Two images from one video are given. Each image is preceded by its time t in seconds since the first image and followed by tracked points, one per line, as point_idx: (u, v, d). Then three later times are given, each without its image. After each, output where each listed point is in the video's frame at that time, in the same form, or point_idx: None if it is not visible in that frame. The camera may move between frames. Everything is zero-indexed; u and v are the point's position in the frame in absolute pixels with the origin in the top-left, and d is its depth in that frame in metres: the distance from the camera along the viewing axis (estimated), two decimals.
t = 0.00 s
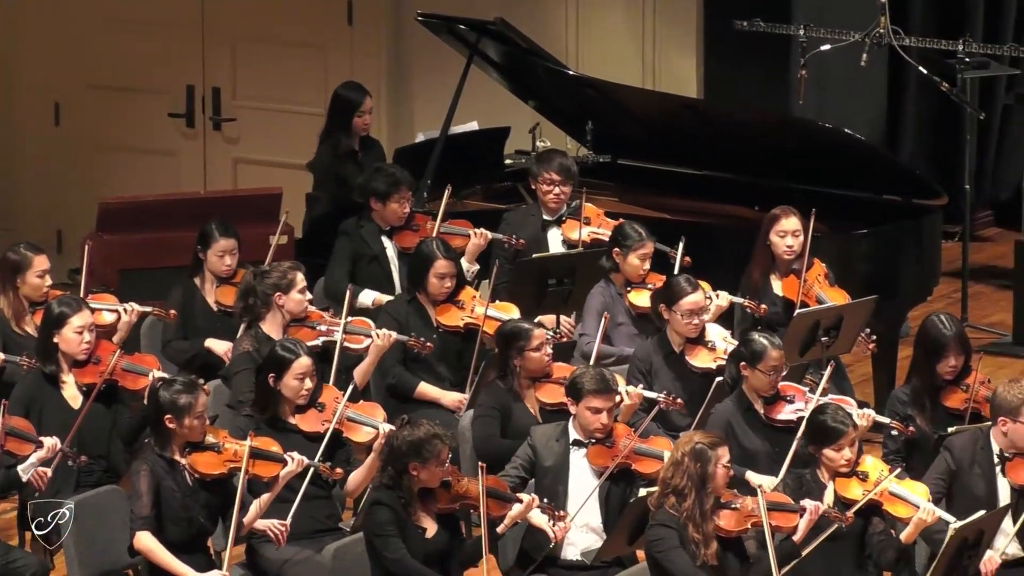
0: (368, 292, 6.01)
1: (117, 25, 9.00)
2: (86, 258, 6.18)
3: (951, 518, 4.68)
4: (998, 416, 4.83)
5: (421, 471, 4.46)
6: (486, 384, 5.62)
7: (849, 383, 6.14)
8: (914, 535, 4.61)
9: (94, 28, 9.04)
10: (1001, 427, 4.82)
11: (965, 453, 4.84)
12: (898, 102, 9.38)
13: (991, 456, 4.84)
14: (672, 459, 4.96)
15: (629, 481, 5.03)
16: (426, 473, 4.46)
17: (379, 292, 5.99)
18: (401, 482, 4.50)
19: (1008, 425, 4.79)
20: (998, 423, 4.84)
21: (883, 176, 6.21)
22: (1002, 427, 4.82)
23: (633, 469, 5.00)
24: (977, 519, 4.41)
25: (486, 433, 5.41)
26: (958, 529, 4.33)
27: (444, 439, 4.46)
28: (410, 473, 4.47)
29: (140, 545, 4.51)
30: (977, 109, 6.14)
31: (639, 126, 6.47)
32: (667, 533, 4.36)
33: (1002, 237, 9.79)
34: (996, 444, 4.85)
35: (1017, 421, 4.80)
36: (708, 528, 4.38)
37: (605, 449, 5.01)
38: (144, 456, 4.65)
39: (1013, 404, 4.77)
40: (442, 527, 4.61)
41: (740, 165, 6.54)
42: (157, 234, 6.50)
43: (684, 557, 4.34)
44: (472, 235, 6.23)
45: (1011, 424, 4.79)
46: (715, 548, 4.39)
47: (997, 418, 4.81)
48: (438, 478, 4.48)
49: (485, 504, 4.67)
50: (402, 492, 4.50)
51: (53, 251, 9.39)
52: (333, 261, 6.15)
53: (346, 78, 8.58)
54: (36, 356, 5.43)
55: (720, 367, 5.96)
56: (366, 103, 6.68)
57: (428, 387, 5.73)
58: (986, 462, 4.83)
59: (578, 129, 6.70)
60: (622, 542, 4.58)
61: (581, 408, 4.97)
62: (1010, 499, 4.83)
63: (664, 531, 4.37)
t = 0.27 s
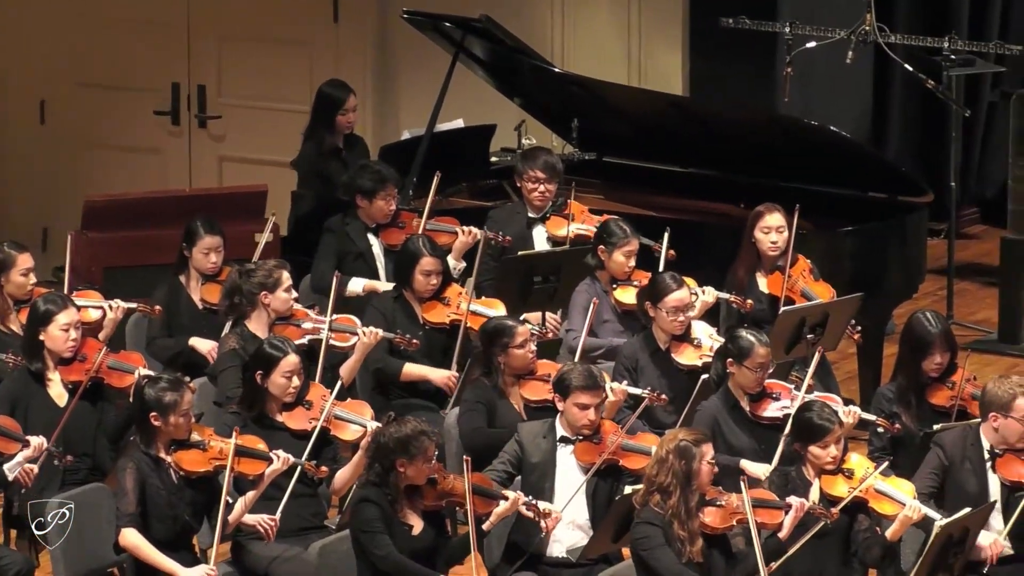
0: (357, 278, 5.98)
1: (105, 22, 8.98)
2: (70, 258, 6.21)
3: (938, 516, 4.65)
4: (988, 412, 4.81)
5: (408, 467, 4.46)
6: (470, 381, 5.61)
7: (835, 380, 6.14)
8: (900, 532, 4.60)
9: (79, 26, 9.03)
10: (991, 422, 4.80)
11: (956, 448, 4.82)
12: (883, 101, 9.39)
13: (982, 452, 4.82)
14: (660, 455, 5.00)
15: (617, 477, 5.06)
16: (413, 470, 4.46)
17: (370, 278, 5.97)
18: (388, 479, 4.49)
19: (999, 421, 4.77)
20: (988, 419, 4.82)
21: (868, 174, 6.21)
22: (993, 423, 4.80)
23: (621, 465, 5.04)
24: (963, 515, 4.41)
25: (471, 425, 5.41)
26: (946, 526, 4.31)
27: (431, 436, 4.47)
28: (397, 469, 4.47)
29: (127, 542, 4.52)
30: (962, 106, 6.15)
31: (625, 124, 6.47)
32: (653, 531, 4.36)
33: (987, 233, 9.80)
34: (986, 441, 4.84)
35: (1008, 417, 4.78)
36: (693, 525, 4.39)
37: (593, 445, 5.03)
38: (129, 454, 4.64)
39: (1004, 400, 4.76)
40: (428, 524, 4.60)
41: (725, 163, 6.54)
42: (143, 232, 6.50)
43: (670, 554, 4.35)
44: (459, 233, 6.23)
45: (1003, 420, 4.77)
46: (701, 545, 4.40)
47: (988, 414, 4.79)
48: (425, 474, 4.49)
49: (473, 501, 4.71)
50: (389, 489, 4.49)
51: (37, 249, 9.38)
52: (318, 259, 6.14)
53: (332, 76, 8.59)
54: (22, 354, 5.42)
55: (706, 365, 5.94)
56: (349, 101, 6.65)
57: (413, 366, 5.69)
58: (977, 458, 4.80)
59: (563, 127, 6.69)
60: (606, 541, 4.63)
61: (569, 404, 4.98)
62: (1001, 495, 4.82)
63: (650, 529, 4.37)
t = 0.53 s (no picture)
0: (344, 272, 5.95)
1: (92, 19, 8.97)
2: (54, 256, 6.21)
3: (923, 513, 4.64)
4: (973, 408, 4.83)
5: (393, 464, 4.46)
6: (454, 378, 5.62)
7: (819, 378, 6.15)
8: (884, 529, 4.58)
9: (63, 24, 9.01)
10: (977, 418, 4.82)
11: (943, 444, 4.80)
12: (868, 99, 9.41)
13: (968, 449, 4.82)
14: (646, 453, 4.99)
15: (603, 474, 5.06)
16: (398, 466, 4.47)
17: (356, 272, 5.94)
18: (373, 477, 4.48)
19: (984, 415, 4.79)
20: (974, 415, 4.83)
21: (852, 172, 6.22)
22: (979, 418, 4.82)
23: (607, 462, 5.03)
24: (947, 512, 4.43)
25: (457, 422, 5.42)
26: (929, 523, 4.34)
27: (416, 433, 4.47)
28: (382, 467, 4.47)
29: (111, 538, 4.49)
30: (946, 104, 6.15)
31: (608, 121, 6.47)
32: (636, 529, 4.36)
33: (970, 231, 9.81)
34: (972, 437, 4.84)
35: (994, 413, 4.80)
36: (677, 522, 4.39)
37: (578, 442, 5.04)
38: (114, 452, 4.64)
39: (988, 394, 4.77)
40: (412, 521, 4.61)
41: (709, 161, 6.54)
42: (128, 230, 6.50)
43: (655, 551, 4.35)
44: (443, 230, 6.22)
45: (988, 415, 4.79)
46: (685, 543, 4.41)
47: (974, 410, 4.80)
48: (410, 471, 4.49)
49: (456, 498, 4.69)
50: (373, 487, 4.49)
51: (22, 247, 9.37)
52: (304, 257, 6.13)
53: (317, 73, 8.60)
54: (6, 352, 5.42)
55: (690, 362, 5.94)
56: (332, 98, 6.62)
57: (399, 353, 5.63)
58: (965, 454, 4.80)
59: (548, 125, 6.68)
60: (591, 539, 4.64)
61: (555, 401, 5.01)
62: (988, 491, 4.82)
63: (633, 526, 4.37)
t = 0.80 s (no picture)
0: (329, 268, 5.98)
1: (77, 17, 8.96)
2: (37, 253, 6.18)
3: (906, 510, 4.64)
4: (955, 404, 4.84)
5: (377, 461, 4.46)
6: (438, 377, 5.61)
7: (803, 375, 6.15)
8: (868, 526, 4.61)
9: (47, 23, 9.01)
10: (960, 413, 4.84)
11: (928, 442, 4.82)
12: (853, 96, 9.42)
13: (951, 445, 4.84)
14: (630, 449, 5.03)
15: (587, 472, 5.06)
16: (381, 464, 4.46)
17: (340, 269, 5.95)
18: (357, 474, 4.48)
19: (967, 411, 4.80)
20: (956, 411, 4.85)
21: (836, 170, 6.22)
22: (961, 414, 4.83)
23: (592, 459, 5.07)
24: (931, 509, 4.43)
25: (441, 420, 5.41)
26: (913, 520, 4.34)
27: (399, 430, 4.47)
28: (365, 464, 4.47)
29: (94, 536, 4.49)
30: (929, 101, 6.15)
31: (592, 119, 6.47)
32: (619, 526, 4.36)
33: (955, 228, 9.82)
34: (955, 433, 4.86)
35: (975, 408, 4.82)
36: (660, 519, 4.39)
37: (563, 440, 5.07)
38: (97, 450, 4.62)
39: (971, 390, 4.79)
40: (396, 518, 4.60)
41: (693, 158, 6.54)
42: (112, 227, 6.51)
43: (638, 548, 4.35)
44: (427, 228, 6.18)
45: (971, 411, 4.81)
46: (668, 540, 4.41)
47: (956, 406, 4.82)
48: (393, 468, 4.49)
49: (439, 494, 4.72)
50: (357, 485, 4.49)
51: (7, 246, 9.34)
52: (288, 252, 6.10)
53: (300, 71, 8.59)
54: None
55: (674, 359, 5.91)
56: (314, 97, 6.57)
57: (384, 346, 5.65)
58: (949, 450, 4.82)
59: (532, 122, 6.65)
60: (575, 536, 4.58)
61: (540, 398, 5.00)
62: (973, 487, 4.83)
63: (616, 523, 4.37)
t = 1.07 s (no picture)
0: (310, 264, 5.98)
1: (61, 15, 8.94)
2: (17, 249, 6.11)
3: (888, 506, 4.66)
4: (926, 403, 4.86)
5: (358, 458, 4.46)
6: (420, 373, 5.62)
7: (785, 373, 6.15)
8: (851, 523, 4.62)
9: (28, 20, 8.99)
10: (933, 412, 4.85)
11: (906, 441, 4.81)
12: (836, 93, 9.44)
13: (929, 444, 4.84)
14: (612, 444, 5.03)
15: (570, 468, 5.05)
16: (363, 460, 4.46)
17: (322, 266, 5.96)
18: (338, 471, 4.49)
19: (939, 410, 4.82)
20: (928, 411, 4.87)
21: (818, 167, 6.22)
22: (932, 413, 4.85)
23: (574, 456, 5.06)
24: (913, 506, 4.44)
25: (424, 421, 5.39)
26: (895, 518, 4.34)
27: (381, 426, 4.48)
28: (347, 461, 4.47)
29: (75, 531, 4.45)
30: (912, 99, 6.15)
31: (574, 116, 6.47)
32: (602, 522, 4.37)
33: (937, 225, 9.84)
34: (931, 432, 4.87)
35: (946, 406, 4.84)
36: (644, 516, 4.40)
37: (545, 436, 5.06)
38: (80, 447, 4.62)
39: (941, 388, 4.81)
40: (377, 515, 4.61)
41: (675, 155, 6.54)
42: (95, 223, 6.53)
43: (621, 544, 4.36)
44: (409, 227, 6.17)
45: (941, 409, 4.83)
46: (651, 537, 4.42)
47: (927, 405, 4.83)
48: (375, 465, 4.49)
49: (422, 492, 4.68)
50: (339, 482, 4.50)
51: None
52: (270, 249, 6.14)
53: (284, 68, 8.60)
54: None
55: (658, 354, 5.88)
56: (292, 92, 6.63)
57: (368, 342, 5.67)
58: (927, 449, 4.81)
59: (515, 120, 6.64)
60: (557, 532, 4.62)
61: (522, 395, 5.02)
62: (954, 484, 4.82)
63: (599, 520, 4.38)
